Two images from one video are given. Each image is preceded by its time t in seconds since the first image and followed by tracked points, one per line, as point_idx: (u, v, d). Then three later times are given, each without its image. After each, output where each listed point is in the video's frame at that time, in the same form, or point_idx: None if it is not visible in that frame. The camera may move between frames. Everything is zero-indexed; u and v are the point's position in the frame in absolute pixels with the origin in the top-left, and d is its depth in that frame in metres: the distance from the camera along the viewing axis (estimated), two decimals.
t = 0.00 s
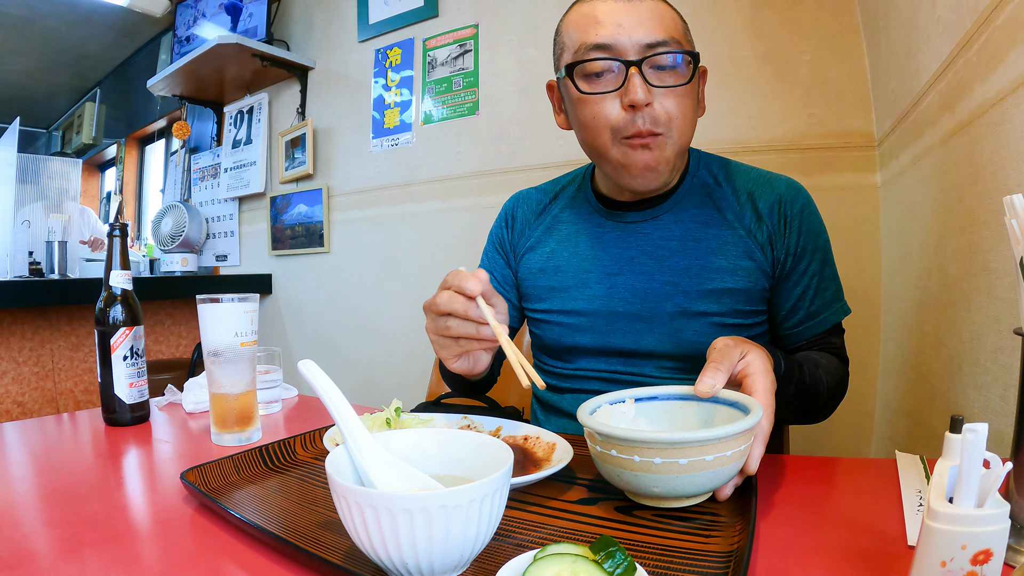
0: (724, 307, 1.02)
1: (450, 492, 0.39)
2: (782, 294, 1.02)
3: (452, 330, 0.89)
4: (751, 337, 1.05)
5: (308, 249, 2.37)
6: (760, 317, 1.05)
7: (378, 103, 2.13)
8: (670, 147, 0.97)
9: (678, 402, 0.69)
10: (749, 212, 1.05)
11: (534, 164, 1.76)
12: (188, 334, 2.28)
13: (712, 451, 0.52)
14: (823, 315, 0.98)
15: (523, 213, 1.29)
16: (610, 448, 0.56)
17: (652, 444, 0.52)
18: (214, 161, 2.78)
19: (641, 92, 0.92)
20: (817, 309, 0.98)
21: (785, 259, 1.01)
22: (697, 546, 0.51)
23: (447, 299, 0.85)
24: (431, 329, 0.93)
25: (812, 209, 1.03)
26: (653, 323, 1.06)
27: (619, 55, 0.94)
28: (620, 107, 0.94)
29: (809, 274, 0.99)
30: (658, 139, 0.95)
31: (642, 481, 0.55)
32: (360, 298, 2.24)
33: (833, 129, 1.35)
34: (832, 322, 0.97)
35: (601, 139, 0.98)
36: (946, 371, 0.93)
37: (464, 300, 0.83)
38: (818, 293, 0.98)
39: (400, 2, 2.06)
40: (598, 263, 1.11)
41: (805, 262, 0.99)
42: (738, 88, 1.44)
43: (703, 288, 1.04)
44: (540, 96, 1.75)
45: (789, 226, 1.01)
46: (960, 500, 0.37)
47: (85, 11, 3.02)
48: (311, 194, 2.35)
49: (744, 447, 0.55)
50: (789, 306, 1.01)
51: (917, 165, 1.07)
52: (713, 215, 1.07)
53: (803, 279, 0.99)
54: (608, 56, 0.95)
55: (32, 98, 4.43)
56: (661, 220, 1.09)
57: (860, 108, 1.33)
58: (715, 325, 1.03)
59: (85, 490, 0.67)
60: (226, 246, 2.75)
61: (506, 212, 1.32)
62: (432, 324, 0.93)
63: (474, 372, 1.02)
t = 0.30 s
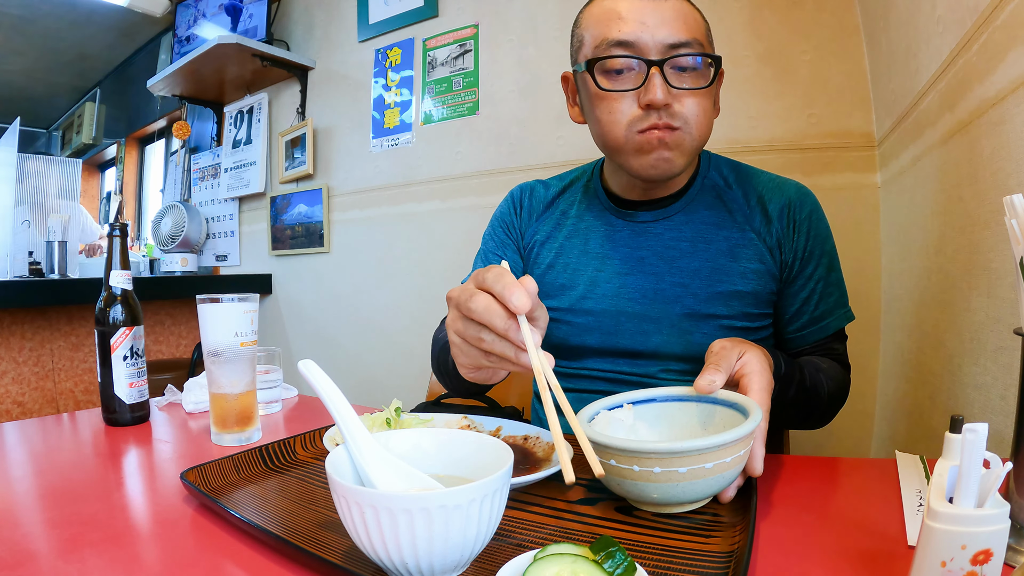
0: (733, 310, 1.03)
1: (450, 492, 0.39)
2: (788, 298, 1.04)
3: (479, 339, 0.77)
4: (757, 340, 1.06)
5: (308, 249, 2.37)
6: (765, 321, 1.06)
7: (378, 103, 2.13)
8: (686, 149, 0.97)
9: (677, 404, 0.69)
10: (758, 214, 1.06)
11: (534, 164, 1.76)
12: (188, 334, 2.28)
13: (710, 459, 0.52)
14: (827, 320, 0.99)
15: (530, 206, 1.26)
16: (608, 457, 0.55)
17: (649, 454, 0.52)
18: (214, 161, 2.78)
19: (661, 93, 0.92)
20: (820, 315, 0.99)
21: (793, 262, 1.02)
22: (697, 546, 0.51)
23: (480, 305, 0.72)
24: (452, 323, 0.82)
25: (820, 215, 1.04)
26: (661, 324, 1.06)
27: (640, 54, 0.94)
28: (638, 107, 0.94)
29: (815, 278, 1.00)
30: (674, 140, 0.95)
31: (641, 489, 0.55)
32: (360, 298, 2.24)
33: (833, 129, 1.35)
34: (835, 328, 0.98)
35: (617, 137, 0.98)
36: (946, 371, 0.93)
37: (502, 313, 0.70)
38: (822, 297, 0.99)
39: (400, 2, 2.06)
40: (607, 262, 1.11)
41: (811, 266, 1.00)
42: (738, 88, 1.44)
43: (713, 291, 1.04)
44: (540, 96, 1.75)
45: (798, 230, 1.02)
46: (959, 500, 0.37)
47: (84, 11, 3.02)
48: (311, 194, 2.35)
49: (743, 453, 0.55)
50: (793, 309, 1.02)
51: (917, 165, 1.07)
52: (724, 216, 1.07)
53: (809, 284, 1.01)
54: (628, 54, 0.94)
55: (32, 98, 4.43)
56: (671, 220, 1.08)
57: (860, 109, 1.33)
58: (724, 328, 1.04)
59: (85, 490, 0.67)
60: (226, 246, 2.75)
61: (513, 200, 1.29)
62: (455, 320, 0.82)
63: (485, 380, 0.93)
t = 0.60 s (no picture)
0: (739, 313, 1.03)
1: (450, 492, 0.40)
2: (792, 301, 1.04)
3: (488, 378, 0.77)
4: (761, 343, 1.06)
5: (308, 250, 2.37)
6: (770, 324, 1.06)
7: (378, 103, 2.13)
8: (697, 153, 0.97)
9: (678, 403, 0.69)
10: (765, 217, 1.06)
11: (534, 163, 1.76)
12: (188, 334, 2.28)
13: (710, 460, 0.52)
14: (830, 324, 0.99)
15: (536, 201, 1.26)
16: (608, 457, 0.55)
17: (649, 456, 0.52)
18: (214, 161, 2.78)
19: (673, 96, 0.92)
20: (824, 319, 1.00)
21: (798, 266, 1.02)
22: (696, 545, 0.51)
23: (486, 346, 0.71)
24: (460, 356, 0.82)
25: (825, 218, 1.04)
26: (666, 325, 1.06)
27: (652, 55, 0.94)
28: (649, 109, 0.94)
29: (820, 282, 1.00)
30: (685, 143, 0.95)
31: (641, 489, 0.55)
32: (360, 298, 2.24)
33: (833, 129, 1.35)
34: (838, 332, 0.98)
35: (627, 138, 0.98)
36: (946, 371, 0.93)
37: (509, 358, 0.69)
38: (826, 301, 0.99)
39: (400, 2, 2.06)
40: (614, 262, 1.11)
41: (817, 270, 1.00)
42: (738, 88, 1.44)
43: (720, 293, 1.04)
44: (540, 96, 1.75)
45: (804, 233, 1.02)
46: (959, 500, 0.37)
47: (85, 11, 3.02)
48: (311, 193, 2.35)
49: (743, 454, 0.55)
50: (797, 313, 1.03)
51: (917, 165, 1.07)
52: (731, 218, 1.07)
53: (813, 287, 1.01)
54: (640, 55, 0.94)
55: (32, 98, 4.42)
56: (678, 221, 1.08)
57: (860, 109, 1.32)
58: (729, 331, 1.04)
59: (85, 490, 0.68)
60: (226, 246, 2.75)
61: (520, 192, 1.28)
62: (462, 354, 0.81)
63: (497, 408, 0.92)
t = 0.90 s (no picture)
0: (739, 314, 1.04)
1: (450, 492, 0.40)
2: (793, 302, 1.04)
3: (484, 368, 0.76)
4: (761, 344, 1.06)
5: (308, 249, 2.37)
6: (770, 324, 1.06)
7: (378, 103, 2.13)
8: (700, 154, 0.97)
9: (679, 404, 0.69)
10: (766, 218, 1.06)
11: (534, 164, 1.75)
12: (187, 334, 2.28)
13: (708, 461, 0.52)
14: (831, 325, 0.99)
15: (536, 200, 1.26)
16: (608, 457, 0.55)
17: (647, 456, 0.52)
18: (214, 161, 2.78)
19: (676, 96, 0.92)
20: (824, 320, 1.00)
21: (799, 267, 1.02)
22: (696, 545, 0.51)
23: (485, 335, 0.71)
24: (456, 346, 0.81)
25: (826, 219, 1.03)
26: (666, 326, 1.06)
27: (655, 56, 0.94)
28: (652, 110, 0.94)
29: (821, 283, 1.00)
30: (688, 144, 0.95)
31: (641, 489, 0.55)
32: (360, 298, 2.24)
33: (833, 129, 1.35)
34: (839, 333, 0.98)
35: (630, 139, 0.98)
36: (946, 371, 0.93)
37: (509, 347, 0.69)
38: (827, 301, 0.99)
39: (400, 2, 2.06)
40: (615, 262, 1.10)
41: (817, 271, 1.00)
42: (738, 88, 1.44)
43: (720, 294, 1.04)
44: (540, 96, 1.75)
45: (805, 234, 1.02)
46: (959, 500, 0.37)
47: (85, 11, 3.02)
48: (311, 194, 2.35)
49: (743, 454, 0.55)
50: (798, 313, 1.03)
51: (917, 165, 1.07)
52: (732, 219, 1.07)
53: (814, 288, 1.01)
54: (643, 56, 0.94)
55: (32, 98, 4.43)
56: (679, 222, 1.08)
57: (860, 109, 1.33)
58: (729, 331, 1.04)
59: (85, 490, 0.67)
60: (226, 246, 2.75)
61: (521, 192, 1.28)
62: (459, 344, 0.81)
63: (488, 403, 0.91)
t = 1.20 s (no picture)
0: (739, 313, 1.04)
1: (450, 492, 0.40)
2: (792, 302, 1.04)
3: (473, 365, 0.77)
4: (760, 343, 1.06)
5: (308, 250, 2.37)
6: (770, 324, 1.06)
7: (378, 103, 2.13)
8: (698, 153, 0.97)
9: (678, 404, 0.69)
10: (765, 217, 1.06)
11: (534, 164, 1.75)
12: (188, 334, 2.28)
13: (706, 461, 0.52)
14: (830, 324, 0.99)
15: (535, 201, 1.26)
16: (607, 457, 0.55)
17: (646, 456, 0.52)
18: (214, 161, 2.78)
19: (673, 95, 0.92)
20: (824, 319, 1.00)
21: (798, 266, 1.02)
22: (697, 545, 0.51)
23: (473, 330, 0.72)
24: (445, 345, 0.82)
25: (826, 219, 1.03)
26: (666, 326, 1.06)
27: (652, 55, 0.94)
28: (650, 109, 0.95)
29: (820, 282, 1.00)
30: (686, 143, 0.95)
31: (640, 489, 0.55)
32: (360, 298, 2.24)
33: (834, 129, 1.35)
34: (839, 332, 0.98)
35: (628, 139, 0.98)
36: (946, 372, 0.93)
37: (496, 341, 0.70)
38: (827, 301, 0.99)
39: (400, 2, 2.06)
40: (615, 263, 1.10)
41: (817, 270, 1.00)
42: (738, 88, 1.44)
43: (720, 294, 1.04)
44: (540, 96, 1.75)
45: (804, 234, 1.02)
46: (959, 500, 0.37)
47: (85, 11, 3.02)
48: (311, 194, 2.35)
49: (742, 454, 0.54)
50: (798, 313, 1.03)
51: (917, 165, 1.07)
52: (732, 219, 1.07)
53: (814, 288, 1.01)
54: (641, 55, 0.94)
55: (33, 98, 4.43)
56: (679, 221, 1.08)
57: (860, 109, 1.33)
58: (729, 331, 1.04)
59: (85, 490, 0.67)
60: (226, 246, 2.75)
61: (520, 192, 1.28)
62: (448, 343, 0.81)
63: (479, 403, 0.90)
